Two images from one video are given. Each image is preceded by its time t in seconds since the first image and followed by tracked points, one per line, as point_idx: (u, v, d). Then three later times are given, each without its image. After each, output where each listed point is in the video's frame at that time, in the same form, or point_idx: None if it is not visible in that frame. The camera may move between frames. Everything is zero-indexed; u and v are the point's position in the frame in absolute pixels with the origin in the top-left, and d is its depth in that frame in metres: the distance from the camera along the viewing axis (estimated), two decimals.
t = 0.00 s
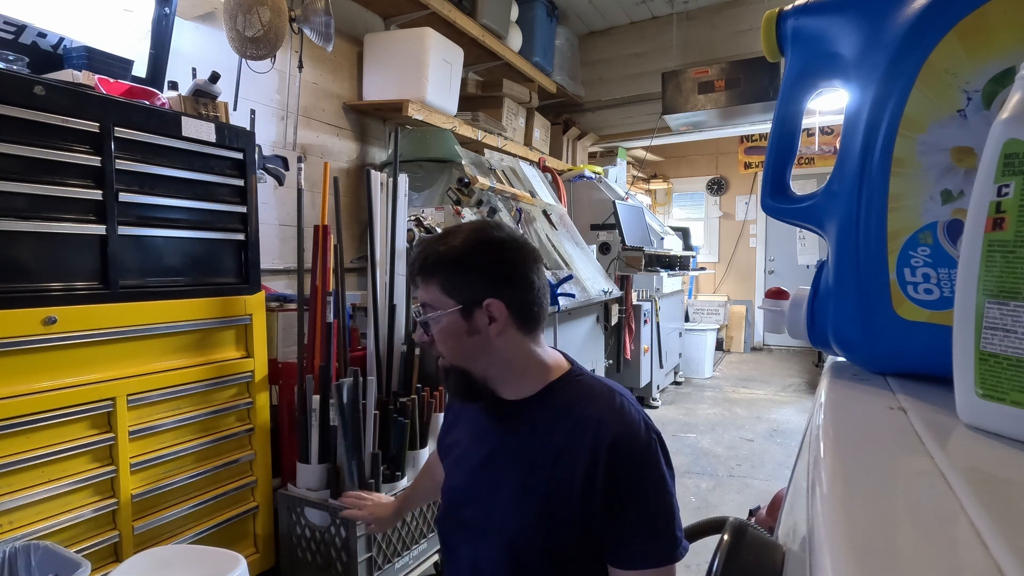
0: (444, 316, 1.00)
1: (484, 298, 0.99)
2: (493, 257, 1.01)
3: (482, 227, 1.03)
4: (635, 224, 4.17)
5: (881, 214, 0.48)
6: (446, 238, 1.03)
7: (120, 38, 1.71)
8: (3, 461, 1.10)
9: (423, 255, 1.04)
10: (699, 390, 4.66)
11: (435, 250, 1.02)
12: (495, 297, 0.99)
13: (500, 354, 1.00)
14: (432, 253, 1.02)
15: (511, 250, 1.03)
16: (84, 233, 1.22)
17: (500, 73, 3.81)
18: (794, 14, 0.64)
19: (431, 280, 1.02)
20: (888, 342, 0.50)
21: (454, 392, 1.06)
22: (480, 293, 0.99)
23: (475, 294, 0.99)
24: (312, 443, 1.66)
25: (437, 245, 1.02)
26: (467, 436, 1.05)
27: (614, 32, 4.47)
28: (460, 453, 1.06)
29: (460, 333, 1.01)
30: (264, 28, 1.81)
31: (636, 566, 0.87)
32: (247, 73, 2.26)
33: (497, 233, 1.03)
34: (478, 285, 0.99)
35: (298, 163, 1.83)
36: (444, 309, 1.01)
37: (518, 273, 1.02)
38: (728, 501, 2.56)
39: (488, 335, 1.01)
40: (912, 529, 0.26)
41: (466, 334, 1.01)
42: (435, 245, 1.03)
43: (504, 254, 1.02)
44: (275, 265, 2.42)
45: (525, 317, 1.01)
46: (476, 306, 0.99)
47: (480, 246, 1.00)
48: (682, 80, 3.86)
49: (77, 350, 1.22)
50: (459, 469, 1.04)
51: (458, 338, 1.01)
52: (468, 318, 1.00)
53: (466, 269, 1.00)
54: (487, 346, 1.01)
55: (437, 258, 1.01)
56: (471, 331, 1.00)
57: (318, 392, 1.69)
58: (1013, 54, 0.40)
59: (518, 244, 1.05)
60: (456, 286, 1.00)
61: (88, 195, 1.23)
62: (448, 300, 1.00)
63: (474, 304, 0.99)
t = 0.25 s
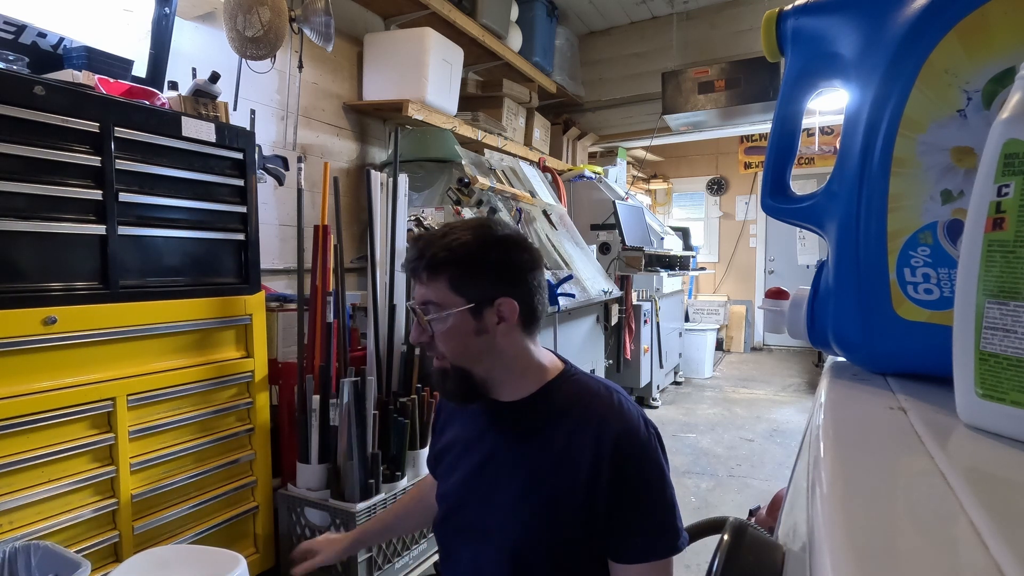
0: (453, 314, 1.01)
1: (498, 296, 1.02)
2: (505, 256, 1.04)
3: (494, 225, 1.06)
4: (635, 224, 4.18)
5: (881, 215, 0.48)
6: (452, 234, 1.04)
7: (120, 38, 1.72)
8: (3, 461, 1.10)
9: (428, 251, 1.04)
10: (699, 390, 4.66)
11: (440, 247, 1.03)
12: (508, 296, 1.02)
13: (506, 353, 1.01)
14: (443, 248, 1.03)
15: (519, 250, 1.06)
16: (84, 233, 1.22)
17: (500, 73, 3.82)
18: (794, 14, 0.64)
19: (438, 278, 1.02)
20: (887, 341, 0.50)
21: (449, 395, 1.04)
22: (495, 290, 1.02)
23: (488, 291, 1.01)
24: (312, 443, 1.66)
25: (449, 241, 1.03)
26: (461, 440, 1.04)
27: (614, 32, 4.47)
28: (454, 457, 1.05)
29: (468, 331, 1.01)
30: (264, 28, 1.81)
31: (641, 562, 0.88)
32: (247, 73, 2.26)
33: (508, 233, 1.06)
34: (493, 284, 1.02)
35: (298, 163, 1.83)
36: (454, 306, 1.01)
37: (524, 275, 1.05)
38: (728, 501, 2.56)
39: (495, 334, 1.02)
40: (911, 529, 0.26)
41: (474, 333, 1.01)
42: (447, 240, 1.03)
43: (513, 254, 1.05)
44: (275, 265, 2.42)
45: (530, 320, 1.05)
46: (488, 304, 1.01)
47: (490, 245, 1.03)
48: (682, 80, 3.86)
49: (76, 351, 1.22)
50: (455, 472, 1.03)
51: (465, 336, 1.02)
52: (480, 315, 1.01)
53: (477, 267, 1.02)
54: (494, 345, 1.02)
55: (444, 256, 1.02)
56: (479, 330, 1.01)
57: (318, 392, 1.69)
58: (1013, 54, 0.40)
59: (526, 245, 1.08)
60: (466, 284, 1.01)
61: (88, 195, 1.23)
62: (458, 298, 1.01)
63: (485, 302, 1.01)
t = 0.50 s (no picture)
0: (482, 307, 0.98)
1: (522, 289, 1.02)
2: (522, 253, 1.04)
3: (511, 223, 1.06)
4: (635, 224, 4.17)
5: (881, 215, 0.48)
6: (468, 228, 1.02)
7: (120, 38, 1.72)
8: (3, 461, 1.10)
9: (445, 244, 1.00)
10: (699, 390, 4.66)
11: (459, 241, 1.00)
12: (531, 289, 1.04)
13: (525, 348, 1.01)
14: (467, 241, 1.00)
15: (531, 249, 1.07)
16: (84, 233, 1.22)
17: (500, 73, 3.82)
18: (794, 14, 0.64)
19: (461, 272, 0.99)
20: (887, 341, 0.50)
21: (468, 396, 0.98)
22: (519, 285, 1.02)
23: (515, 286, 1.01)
24: (312, 443, 1.66)
25: (473, 234, 1.00)
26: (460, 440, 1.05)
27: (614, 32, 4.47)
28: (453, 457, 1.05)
29: (494, 326, 0.99)
30: (264, 28, 1.81)
31: (643, 554, 0.87)
32: (247, 73, 2.26)
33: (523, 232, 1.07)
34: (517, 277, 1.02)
35: (298, 163, 1.83)
36: (483, 299, 0.98)
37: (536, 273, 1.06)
38: (728, 501, 2.56)
39: (517, 329, 1.02)
40: (912, 529, 0.26)
41: (499, 327, 1.00)
42: (470, 233, 1.01)
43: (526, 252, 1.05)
44: (275, 265, 2.42)
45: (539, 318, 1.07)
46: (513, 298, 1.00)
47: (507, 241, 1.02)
48: (682, 80, 3.86)
49: (76, 350, 1.22)
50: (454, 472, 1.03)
51: (491, 331, 0.99)
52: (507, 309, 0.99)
53: (501, 262, 1.00)
54: (517, 339, 1.01)
55: (465, 249, 0.99)
56: (504, 324, 1.00)
57: (318, 392, 1.69)
58: (1013, 54, 0.40)
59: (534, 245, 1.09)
60: (492, 278, 0.99)
61: (88, 195, 1.23)
62: (485, 292, 0.99)
63: (510, 296, 1.00)
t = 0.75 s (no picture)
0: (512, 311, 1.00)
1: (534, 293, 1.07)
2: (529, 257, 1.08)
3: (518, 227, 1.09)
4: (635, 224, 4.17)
5: (881, 214, 0.48)
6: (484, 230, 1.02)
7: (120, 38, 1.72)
8: (3, 461, 1.10)
9: (469, 245, 0.99)
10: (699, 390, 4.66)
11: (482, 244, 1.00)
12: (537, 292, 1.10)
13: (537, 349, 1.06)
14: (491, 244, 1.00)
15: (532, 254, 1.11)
16: (84, 233, 1.22)
17: (501, 72, 3.82)
18: (794, 14, 0.64)
19: (488, 274, 0.99)
20: (888, 341, 0.50)
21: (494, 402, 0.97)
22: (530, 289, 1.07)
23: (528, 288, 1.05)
24: (312, 443, 1.65)
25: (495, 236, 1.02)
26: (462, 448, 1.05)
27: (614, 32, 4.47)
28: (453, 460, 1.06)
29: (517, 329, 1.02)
30: (264, 28, 1.81)
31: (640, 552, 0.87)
32: (247, 73, 2.26)
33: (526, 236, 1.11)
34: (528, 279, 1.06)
35: (299, 163, 1.84)
36: (508, 301, 1.00)
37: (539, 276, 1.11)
38: (728, 501, 2.56)
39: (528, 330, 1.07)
40: (911, 529, 0.26)
41: (521, 330, 1.03)
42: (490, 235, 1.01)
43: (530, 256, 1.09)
44: (275, 265, 2.42)
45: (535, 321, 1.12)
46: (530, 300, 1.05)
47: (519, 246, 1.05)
48: (682, 80, 3.86)
49: (77, 350, 1.22)
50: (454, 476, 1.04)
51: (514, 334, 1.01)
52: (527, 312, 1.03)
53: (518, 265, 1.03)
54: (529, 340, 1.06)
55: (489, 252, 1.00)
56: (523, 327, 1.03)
57: (318, 392, 1.69)
58: (1013, 54, 0.40)
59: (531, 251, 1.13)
60: (515, 281, 1.03)
61: (88, 195, 1.23)
62: (508, 294, 1.01)
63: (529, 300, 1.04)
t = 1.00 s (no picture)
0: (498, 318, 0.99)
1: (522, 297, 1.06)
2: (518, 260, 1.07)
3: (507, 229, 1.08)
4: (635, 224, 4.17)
5: (881, 214, 0.48)
6: (470, 233, 1.01)
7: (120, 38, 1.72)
8: (3, 461, 1.10)
9: (454, 250, 0.98)
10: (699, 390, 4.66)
11: (467, 248, 0.99)
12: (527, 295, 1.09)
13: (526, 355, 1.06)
14: (477, 248, 0.99)
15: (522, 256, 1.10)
16: (84, 233, 1.22)
17: (501, 72, 3.82)
18: (794, 14, 0.64)
19: (474, 281, 0.99)
20: (888, 341, 0.50)
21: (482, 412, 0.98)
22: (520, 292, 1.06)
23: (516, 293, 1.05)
24: (312, 443, 1.65)
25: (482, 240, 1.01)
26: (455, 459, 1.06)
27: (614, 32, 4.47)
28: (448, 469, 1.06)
29: (503, 337, 1.01)
30: (264, 28, 1.81)
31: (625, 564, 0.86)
32: (247, 73, 2.26)
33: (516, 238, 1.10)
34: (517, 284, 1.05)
35: (298, 163, 1.83)
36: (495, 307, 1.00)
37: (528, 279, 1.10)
38: (728, 501, 2.56)
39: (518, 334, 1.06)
40: (912, 530, 0.26)
41: (509, 336, 1.02)
42: (477, 239, 1.00)
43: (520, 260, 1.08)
44: (275, 265, 2.42)
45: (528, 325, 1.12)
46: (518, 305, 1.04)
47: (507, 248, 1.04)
48: (682, 80, 3.86)
49: (77, 350, 1.22)
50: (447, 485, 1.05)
51: (501, 341, 1.00)
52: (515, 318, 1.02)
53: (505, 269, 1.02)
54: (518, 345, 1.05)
55: (474, 257, 0.99)
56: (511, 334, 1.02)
57: (318, 392, 1.69)
58: (1013, 54, 0.40)
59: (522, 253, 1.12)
60: (502, 286, 1.01)
61: (88, 195, 1.23)
62: (495, 300, 1.00)
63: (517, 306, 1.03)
